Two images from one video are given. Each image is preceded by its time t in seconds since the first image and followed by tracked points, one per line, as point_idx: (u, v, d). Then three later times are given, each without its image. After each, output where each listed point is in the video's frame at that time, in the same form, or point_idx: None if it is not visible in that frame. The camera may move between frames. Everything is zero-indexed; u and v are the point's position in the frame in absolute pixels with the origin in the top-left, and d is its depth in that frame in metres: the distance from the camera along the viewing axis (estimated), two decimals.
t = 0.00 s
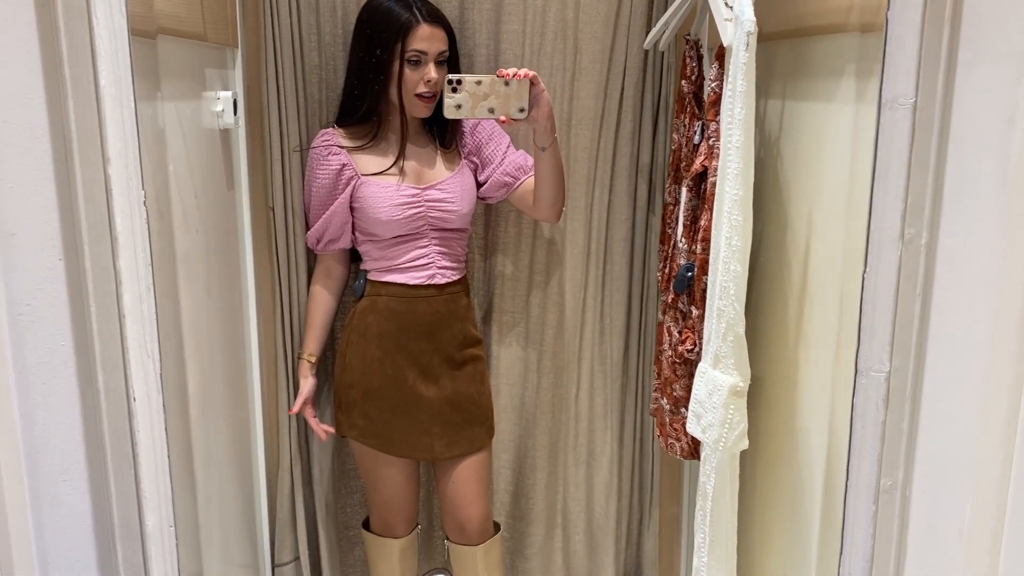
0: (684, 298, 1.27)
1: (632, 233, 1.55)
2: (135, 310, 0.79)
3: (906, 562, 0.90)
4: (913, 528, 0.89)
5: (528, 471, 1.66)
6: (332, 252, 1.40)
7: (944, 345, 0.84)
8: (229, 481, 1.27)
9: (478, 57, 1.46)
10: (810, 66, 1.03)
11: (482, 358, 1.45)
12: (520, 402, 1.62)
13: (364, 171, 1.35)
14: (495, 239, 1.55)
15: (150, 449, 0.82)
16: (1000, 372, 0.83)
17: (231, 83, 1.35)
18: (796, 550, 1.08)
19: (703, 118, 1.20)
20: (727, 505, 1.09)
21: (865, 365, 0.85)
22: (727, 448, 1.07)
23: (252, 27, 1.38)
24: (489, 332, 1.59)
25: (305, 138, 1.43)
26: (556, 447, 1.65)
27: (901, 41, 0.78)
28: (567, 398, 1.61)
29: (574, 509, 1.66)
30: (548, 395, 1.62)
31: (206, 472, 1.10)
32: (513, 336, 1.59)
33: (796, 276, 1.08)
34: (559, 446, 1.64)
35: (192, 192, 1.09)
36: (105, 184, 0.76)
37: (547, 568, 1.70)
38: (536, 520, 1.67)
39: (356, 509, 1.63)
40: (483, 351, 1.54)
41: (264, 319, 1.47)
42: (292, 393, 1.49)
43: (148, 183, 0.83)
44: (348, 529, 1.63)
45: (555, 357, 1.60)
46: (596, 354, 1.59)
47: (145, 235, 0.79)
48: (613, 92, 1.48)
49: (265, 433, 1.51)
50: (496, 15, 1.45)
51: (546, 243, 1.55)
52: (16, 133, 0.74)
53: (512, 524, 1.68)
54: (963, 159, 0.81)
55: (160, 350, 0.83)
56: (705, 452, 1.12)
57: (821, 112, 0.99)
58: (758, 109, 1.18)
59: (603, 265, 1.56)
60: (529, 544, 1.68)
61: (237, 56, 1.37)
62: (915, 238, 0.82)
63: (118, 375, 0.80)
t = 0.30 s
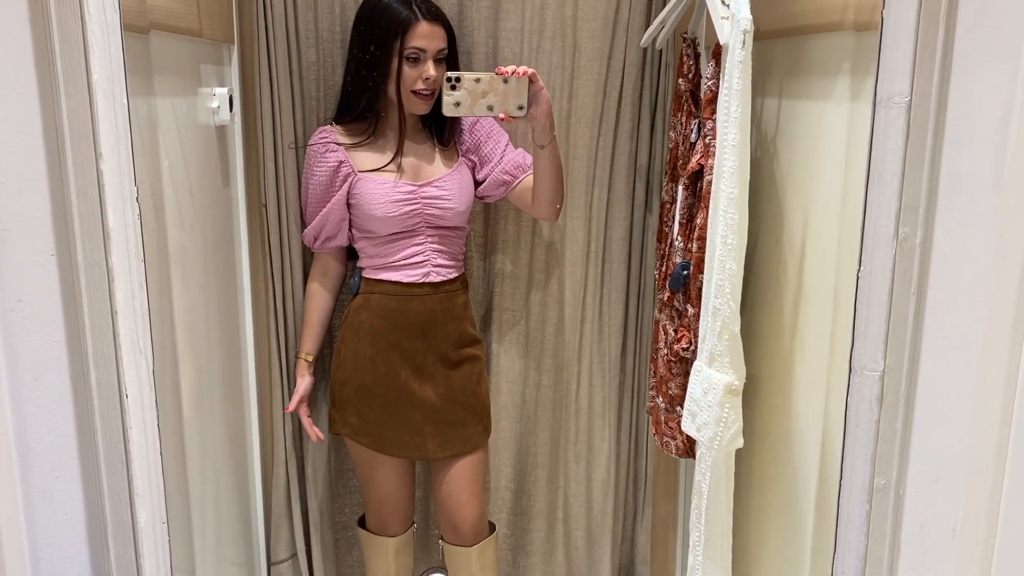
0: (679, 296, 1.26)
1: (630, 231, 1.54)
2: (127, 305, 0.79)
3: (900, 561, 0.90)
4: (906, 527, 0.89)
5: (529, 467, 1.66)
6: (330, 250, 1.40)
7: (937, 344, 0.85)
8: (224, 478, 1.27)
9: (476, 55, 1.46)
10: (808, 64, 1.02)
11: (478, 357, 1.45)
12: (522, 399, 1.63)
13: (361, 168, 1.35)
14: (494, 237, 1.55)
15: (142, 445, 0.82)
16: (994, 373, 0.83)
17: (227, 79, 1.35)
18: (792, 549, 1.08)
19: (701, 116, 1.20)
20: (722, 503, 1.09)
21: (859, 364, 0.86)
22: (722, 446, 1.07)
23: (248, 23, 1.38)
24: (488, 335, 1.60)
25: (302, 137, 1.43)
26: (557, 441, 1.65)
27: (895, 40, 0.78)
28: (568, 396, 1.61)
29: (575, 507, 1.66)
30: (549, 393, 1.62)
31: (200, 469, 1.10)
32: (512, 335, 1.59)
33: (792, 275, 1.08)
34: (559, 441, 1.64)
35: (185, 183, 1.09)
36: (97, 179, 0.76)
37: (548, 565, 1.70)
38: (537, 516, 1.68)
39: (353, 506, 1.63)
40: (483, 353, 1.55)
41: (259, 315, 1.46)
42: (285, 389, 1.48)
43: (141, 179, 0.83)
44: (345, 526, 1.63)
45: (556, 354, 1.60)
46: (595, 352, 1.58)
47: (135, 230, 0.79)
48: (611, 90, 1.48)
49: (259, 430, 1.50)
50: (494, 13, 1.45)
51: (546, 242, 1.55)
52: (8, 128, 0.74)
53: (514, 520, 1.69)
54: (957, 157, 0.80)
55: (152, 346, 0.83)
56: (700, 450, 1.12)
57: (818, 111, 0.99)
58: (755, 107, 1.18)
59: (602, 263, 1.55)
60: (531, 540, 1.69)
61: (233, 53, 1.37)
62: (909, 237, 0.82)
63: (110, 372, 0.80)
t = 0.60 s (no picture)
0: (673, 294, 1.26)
1: (626, 229, 1.54)
2: (117, 300, 0.79)
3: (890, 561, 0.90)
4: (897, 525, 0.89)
5: (526, 464, 1.66)
6: (326, 249, 1.38)
7: (929, 343, 0.84)
8: (216, 474, 1.26)
9: (473, 52, 1.46)
10: (803, 63, 1.02)
11: (474, 356, 1.45)
12: (518, 396, 1.63)
13: (356, 164, 1.34)
14: (491, 235, 1.55)
15: (131, 438, 0.82)
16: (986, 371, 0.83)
17: (221, 74, 1.34)
18: (784, 547, 1.08)
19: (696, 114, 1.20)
20: (714, 501, 1.09)
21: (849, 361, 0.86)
22: (715, 444, 1.07)
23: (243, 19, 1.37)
24: (485, 334, 1.60)
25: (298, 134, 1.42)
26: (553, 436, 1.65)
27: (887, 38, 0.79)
28: (564, 391, 1.61)
29: (571, 504, 1.66)
30: (546, 388, 1.62)
31: (191, 464, 1.09)
32: (509, 332, 1.59)
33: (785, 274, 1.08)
34: (555, 437, 1.64)
35: (178, 178, 1.08)
36: (88, 172, 0.76)
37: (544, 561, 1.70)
38: (534, 510, 1.68)
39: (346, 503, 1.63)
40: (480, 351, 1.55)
41: (252, 314, 1.47)
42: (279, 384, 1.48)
43: (132, 174, 0.82)
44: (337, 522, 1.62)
45: (552, 351, 1.60)
46: (591, 349, 1.58)
47: (126, 227, 0.79)
48: (608, 87, 1.48)
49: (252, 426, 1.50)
50: (490, 10, 1.45)
51: (542, 240, 1.55)
52: None
53: (513, 514, 1.69)
54: (950, 155, 0.80)
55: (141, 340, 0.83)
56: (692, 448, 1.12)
57: (813, 110, 0.99)
58: (750, 106, 1.18)
59: (597, 260, 1.55)
60: (528, 534, 1.70)
61: (228, 48, 1.37)
62: (900, 235, 0.83)
63: (100, 365, 0.79)
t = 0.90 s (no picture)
0: (668, 295, 1.26)
1: (622, 228, 1.55)
2: (111, 301, 0.80)
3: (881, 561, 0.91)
4: (889, 528, 0.89)
5: (521, 464, 1.67)
6: (335, 240, 1.28)
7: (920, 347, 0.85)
8: (209, 472, 1.26)
9: (472, 52, 1.46)
10: (799, 66, 1.02)
11: (455, 355, 1.42)
12: (515, 396, 1.63)
13: (356, 162, 1.34)
14: (488, 236, 1.55)
15: (124, 437, 0.82)
16: (975, 372, 0.84)
17: (218, 73, 1.34)
18: (775, 547, 1.09)
19: (691, 116, 1.20)
20: (705, 501, 1.10)
21: (841, 364, 0.87)
22: (708, 445, 1.07)
23: (240, 17, 1.37)
24: (482, 333, 1.60)
25: (295, 133, 1.42)
26: (549, 433, 1.65)
27: (881, 42, 0.79)
28: (561, 389, 1.62)
29: (567, 503, 1.66)
30: (541, 385, 1.63)
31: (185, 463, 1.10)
32: (506, 332, 1.59)
33: (779, 276, 1.08)
34: (552, 434, 1.65)
35: (175, 178, 1.09)
36: (82, 170, 0.76)
37: (539, 560, 1.71)
38: (531, 509, 1.69)
39: (340, 501, 1.63)
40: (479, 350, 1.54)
41: (247, 312, 1.47)
42: (272, 383, 1.48)
43: (127, 174, 0.82)
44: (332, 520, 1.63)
45: (550, 349, 1.61)
46: (587, 348, 1.59)
47: (121, 220, 0.80)
48: (606, 87, 1.48)
49: (246, 424, 1.50)
50: (489, 11, 1.45)
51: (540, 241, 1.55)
52: None
53: (508, 514, 1.70)
54: (943, 160, 0.81)
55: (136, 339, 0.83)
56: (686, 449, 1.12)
57: (807, 112, 0.99)
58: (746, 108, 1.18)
59: (593, 260, 1.55)
60: (523, 533, 1.70)
61: (224, 46, 1.37)
62: (893, 238, 0.83)
63: (94, 365, 0.80)
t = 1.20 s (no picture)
0: (664, 292, 1.26)
1: (620, 225, 1.54)
2: (103, 292, 0.79)
3: (877, 558, 0.90)
4: (885, 524, 0.89)
5: (519, 461, 1.66)
6: (349, 244, 1.29)
7: (917, 342, 0.85)
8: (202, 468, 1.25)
9: (470, 48, 1.45)
10: (796, 62, 1.02)
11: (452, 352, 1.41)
12: (513, 394, 1.62)
13: (355, 164, 1.34)
14: (486, 233, 1.54)
15: (116, 430, 0.81)
16: (973, 368, 0.83)
17: (213, 67, 1.34)
18: (771, 543, 1.09)
19: (688, 112, 1.19)
20: (701, 499, 1.09)
21: (837, 360, 0.86)
22: (704, 442, 1.06)
23: (235, 11, 1.37)
24: (479, 330, 1.59)
25: (291, 129, 1.41)
26: (546, 430, 1.65)
27: (880, 37, 0.79)
28: (560, 386, 1.62)
29: (564, 500, 1.67)
30: (539, 383, 1.62)
31: (178, 462, 1.10)
32: (504, 329, 1.59)
33: (777, 273, 1.07)
34: (549, 431, 1.64)
35: (169, 174, 1.09)
36: (74, 162, 0.75)
37: (535, 556, 1.71)
38: (527, 507, 1.68)
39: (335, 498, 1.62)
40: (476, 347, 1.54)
41: (242, 308, 1.46)
42: (267, 380, 1.48)
43: (119, 165, 0.82)
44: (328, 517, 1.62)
45: (548, 346, 1.60)
46: (586, 345, 1.58)
47: (112, 216, 0.79)
48: (605, 84, 1.47)
49: (240, 420, 1.49)
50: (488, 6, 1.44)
51: (538, 238, 1.55)
52: None
53: (505, 513, 1.69)
54: (941, 157, 0.80)
55: (127, 331, 0.82)
56: (682, 446, 1.11)
57: (804, 108, 0.99)
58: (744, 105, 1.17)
59: (593, 258, 1.55)
60: (520, 531, 1.70)
61: (219, 41, 1.36)
62: (890, 234, 0.82)
63: (85, 356, 0.79)
